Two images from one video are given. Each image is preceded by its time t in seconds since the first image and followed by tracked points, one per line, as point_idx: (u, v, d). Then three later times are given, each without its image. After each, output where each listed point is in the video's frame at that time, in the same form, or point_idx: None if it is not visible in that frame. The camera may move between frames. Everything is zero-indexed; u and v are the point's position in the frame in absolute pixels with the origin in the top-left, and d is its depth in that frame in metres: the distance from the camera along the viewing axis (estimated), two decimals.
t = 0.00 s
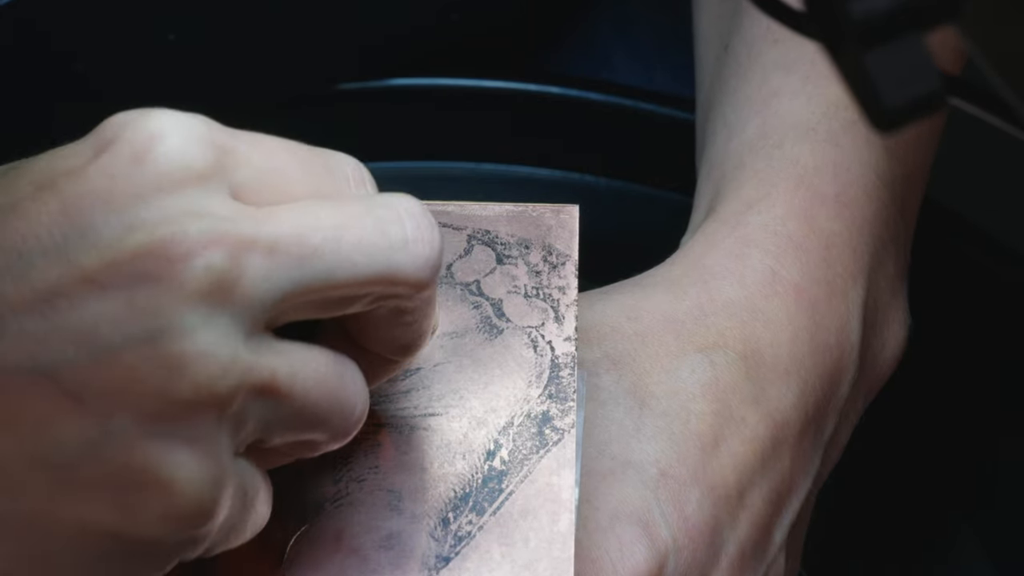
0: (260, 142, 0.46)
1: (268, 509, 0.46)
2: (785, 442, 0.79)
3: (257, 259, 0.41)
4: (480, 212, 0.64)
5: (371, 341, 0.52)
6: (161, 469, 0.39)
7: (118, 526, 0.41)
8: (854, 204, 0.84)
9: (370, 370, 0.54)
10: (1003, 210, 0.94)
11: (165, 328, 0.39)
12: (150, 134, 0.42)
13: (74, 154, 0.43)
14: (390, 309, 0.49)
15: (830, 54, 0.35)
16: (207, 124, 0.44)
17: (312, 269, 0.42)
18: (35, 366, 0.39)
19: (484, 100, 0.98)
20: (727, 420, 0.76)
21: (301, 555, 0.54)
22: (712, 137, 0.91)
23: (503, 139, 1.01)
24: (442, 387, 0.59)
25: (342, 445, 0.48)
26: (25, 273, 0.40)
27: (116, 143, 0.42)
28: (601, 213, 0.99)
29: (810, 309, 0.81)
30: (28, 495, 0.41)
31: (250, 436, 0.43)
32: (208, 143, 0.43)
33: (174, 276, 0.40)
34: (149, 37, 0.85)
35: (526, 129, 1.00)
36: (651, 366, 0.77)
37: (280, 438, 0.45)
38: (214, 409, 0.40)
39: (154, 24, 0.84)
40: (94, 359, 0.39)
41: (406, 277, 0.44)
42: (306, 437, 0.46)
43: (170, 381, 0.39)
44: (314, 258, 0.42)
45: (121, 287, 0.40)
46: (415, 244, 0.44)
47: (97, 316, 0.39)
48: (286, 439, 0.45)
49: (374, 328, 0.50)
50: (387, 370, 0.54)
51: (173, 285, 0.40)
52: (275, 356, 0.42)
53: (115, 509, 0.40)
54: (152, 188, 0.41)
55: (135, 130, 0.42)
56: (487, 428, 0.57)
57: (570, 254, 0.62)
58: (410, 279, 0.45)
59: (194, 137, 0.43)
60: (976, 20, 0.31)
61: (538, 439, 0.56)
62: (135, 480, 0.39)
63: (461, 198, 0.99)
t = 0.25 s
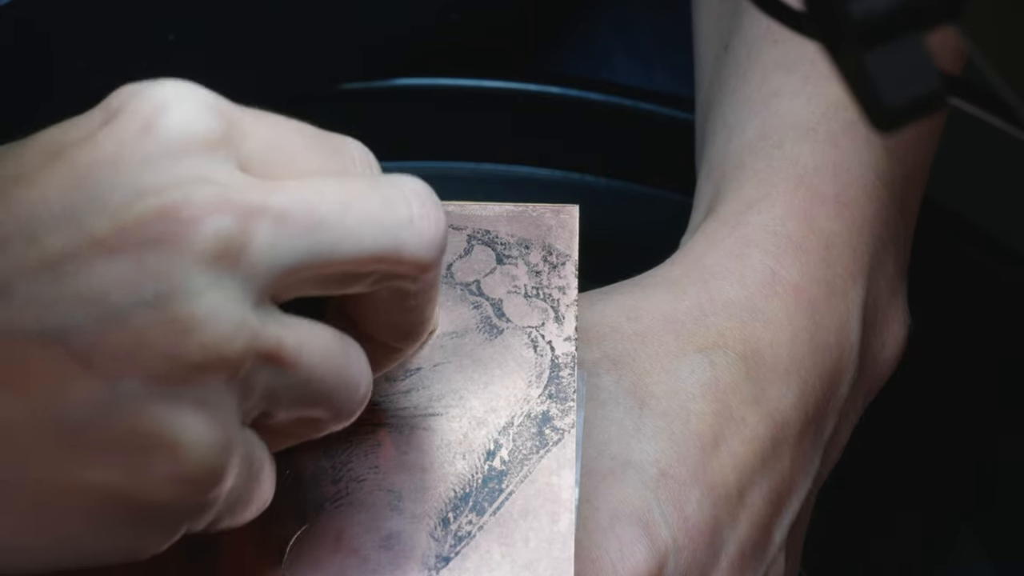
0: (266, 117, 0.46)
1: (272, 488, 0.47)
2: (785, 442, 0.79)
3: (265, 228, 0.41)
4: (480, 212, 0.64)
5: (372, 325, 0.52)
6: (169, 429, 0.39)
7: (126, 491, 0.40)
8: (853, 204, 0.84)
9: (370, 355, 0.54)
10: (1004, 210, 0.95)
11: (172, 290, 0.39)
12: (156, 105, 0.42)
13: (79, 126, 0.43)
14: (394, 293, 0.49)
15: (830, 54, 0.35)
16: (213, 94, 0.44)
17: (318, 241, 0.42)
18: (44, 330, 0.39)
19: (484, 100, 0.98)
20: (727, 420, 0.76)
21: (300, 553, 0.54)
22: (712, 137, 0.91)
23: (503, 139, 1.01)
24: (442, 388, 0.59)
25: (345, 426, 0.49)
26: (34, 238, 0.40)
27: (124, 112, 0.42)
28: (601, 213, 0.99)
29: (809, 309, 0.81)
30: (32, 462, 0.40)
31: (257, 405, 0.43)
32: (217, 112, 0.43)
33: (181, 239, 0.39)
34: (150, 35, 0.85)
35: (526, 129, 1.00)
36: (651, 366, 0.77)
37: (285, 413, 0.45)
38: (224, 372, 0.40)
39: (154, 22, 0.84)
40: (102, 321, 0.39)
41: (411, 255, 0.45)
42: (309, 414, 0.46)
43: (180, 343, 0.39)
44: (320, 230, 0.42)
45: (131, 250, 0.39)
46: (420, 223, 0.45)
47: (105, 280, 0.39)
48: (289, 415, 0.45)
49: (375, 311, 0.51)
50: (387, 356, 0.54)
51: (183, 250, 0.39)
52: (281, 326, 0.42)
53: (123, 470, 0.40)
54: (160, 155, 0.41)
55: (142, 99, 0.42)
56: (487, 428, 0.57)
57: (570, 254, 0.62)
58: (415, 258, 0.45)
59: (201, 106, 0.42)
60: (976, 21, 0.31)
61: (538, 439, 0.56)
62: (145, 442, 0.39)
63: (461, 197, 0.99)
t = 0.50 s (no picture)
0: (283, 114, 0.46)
1: (268, 494, 0.46)
2: (783, 442, 0.79)
3: (280, 231, 0.41)
4: (480, 212, 0.64)
5: (380, 334, 0.52)
6: (176, 431, 0.38)
7: (131, 491, 0.39)
8: (850, 204, 0.84)
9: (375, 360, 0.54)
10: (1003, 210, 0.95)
11: (187, 290, 0.39)
12: (174, 103, 0.42)
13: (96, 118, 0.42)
14: (401, 300, 0.49)
15: (830, 55, 0.35)
16: (230, 92, 0.44)
17: (328, 248, 0.42)
18: (57, 325, 0.38)
19: (484, 100, 0.98)
20: (727, 420, 0.76)
21: (301, 553, 0.54)
22: (707, 139, 0.91)
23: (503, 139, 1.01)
24: (442, 387, 0.59)
25: (346, 429, 0.49)
26: (49, 231, 0.39)
27: (142, 108, 0.42)
28: (601, 212, 0.99)
29: (807, 309, 0.81)
30: (36, 461, 0.39)
31: (263, 407, 0.43)
32: (232, 109, 0.43)
33: (198, 239, 0.39)
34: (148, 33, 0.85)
35: (526, 129, 1.00)
36: (649, 366, 0.77)
37: (289, 415, 0.45)
38: (235, 376, 0.40)
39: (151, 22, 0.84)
40: (114, 320, 0.38)
41: (422, 267, 0.45)
42: (311, 417, 0.46)
43: (190, 344, 0.39)
44: (330, 238, 0.42)
45: (145, 251, 0.39)
46: (435, 237, 0.44)
47: (119, 279, 0.39)
48: (290, 419, 0.46)
49: (386, 318, 0.51)
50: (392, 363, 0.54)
51: (199, 249, 0.39)
52: (289, 329, 0.42)
53: (129, 469, 0.39)
54: (178, 150, 0.41)
55: (161, 97, 0.42)
56: (487, 428, 0.57)
57: (570, 255, 0.63)
58: (426, 271, 0.45)
59: (218, 104, 0.43)
60: (976, 20, 0.31)
61: (538, 439, 0.56)
62: (153, 443, 0.38)
63: (461, 197, 0.98)
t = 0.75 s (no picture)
0: (282, 128, 0.46)
1: (268, 508, 0.46)
2: (783, 444, 0.79)
3: (275, 253, 0.40)
4: (481, 212, 0.64)
5: (382, 347, 0.52)
6: (174, 457, 0.39)
7: (131, 515, 0.40)
8: (851, 207, 0.84)
9: (375, 372, 0.54)
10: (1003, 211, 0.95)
11: (183, 315, 0.39)
12: (169, 123, 0.41)
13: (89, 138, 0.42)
14: (403, 315, 0.49)
15: (831, 55, 0.35)
16: (229, 110, 0.43)
17: (328, 268, 0.42)
18: (53, 351, 0.38)
19: (484, 100, 0.98)
20: (726, 423, 0.76)
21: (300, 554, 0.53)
22: (708, 142, 0.91)
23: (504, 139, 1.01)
24: (441, 387, 0.58)
25: (346, 441, 0.49)
26: (43, 256, 0.39)
27: (137, 127, 0.41)
28: (601, 212, 0.99)
29: (807, 312, 0.81)
30: (36, 484, 0.40)
31: (261, 427, 0.43)
32: (230, 128, 0.43)
33: (195, 264, 0.39)
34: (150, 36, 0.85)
35: (527, 129, 1.00)
36: (650, 368, 0.77)
37: (287, 432, 0.45)
38: (232, 402, 0.39)
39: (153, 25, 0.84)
40: (110, 345, 0.38)
41: (422, 283, 0.45)
42: (312, 433, 0.46)
43: (186, 368, 0.38)
44: (331, 257, 0.42)
45: (142, 276, 0.39)
46: (434, 253, 0.45)
47: (116, 304, 0.39)
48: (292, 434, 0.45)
49: (387, 334, 0.51)
50: (390, 375, 0.54)
51: (194, 275, 0.39)
52: (288, 350, 0.42)
53: (129, 496, 0.40)
54: (172, 175, 0.40)
55: (157, 117, 0.41)
56: (486, 428, 0.57)
57: (571, 256, 0.62)
58: (426, 286, 0.45)
59: (213, 123, 0.42)
60: (976, 21, 0.31)
61: (537, 441, 0.56)
62: (151, 469, 0.39)
63: (459, 197, 0.99)
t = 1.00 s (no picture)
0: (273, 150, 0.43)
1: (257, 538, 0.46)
2: (784, 444, 0.79)
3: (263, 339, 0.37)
4: (481, 212, 0.64)
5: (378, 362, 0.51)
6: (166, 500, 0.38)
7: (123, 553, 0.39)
8: (853, 207, 0.84)
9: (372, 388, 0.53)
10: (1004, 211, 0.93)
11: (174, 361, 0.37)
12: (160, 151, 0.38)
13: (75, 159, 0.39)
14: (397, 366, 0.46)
15: (830, 55, 0.34)
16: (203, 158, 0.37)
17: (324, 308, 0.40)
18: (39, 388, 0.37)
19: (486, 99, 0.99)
20: (727, 422, 0.76)
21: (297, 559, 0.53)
22: (711, 140, 0.90)
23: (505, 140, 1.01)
24: (441, 387, 0.58)
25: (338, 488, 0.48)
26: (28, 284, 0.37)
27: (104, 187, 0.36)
28: (601, 212, 0.99)
29: (809, 312, 0.81)
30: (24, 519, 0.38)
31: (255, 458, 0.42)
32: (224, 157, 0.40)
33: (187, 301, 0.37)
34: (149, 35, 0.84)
35: (525, 129, 1.01)
36: (651, 367, 0.77)
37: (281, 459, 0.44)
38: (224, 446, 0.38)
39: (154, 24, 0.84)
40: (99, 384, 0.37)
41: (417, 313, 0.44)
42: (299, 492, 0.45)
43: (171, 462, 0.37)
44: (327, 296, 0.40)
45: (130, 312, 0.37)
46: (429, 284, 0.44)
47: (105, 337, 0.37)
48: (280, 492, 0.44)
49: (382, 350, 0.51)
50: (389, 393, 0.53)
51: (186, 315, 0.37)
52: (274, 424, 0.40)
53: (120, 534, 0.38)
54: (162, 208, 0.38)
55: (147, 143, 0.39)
56: (485, 429, 0.57)
57: (571, 255, 0.62)
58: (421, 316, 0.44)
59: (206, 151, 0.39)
60: (976, 21, 0.31)
61: (535, 441, 0.56)
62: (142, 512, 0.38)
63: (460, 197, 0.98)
